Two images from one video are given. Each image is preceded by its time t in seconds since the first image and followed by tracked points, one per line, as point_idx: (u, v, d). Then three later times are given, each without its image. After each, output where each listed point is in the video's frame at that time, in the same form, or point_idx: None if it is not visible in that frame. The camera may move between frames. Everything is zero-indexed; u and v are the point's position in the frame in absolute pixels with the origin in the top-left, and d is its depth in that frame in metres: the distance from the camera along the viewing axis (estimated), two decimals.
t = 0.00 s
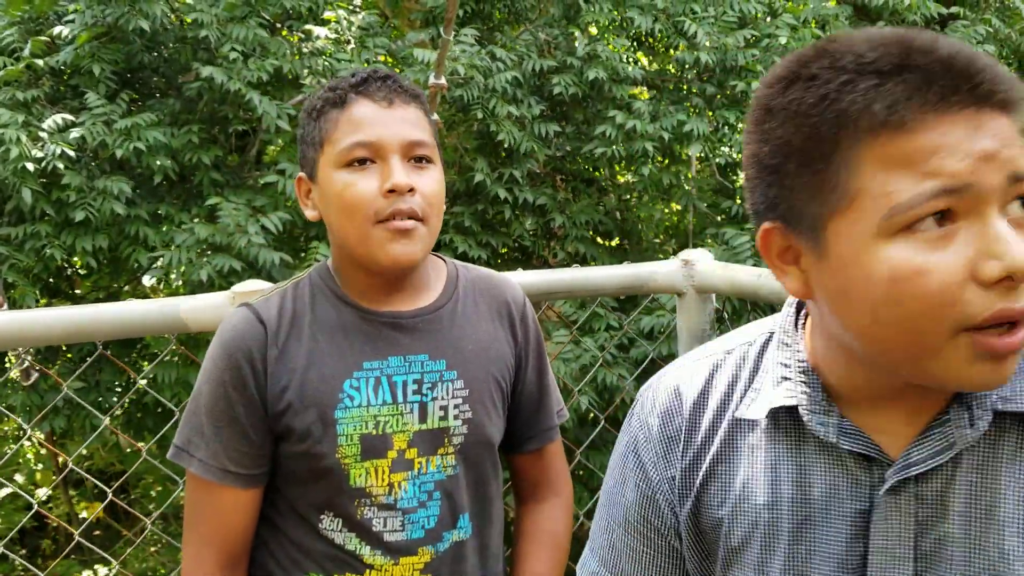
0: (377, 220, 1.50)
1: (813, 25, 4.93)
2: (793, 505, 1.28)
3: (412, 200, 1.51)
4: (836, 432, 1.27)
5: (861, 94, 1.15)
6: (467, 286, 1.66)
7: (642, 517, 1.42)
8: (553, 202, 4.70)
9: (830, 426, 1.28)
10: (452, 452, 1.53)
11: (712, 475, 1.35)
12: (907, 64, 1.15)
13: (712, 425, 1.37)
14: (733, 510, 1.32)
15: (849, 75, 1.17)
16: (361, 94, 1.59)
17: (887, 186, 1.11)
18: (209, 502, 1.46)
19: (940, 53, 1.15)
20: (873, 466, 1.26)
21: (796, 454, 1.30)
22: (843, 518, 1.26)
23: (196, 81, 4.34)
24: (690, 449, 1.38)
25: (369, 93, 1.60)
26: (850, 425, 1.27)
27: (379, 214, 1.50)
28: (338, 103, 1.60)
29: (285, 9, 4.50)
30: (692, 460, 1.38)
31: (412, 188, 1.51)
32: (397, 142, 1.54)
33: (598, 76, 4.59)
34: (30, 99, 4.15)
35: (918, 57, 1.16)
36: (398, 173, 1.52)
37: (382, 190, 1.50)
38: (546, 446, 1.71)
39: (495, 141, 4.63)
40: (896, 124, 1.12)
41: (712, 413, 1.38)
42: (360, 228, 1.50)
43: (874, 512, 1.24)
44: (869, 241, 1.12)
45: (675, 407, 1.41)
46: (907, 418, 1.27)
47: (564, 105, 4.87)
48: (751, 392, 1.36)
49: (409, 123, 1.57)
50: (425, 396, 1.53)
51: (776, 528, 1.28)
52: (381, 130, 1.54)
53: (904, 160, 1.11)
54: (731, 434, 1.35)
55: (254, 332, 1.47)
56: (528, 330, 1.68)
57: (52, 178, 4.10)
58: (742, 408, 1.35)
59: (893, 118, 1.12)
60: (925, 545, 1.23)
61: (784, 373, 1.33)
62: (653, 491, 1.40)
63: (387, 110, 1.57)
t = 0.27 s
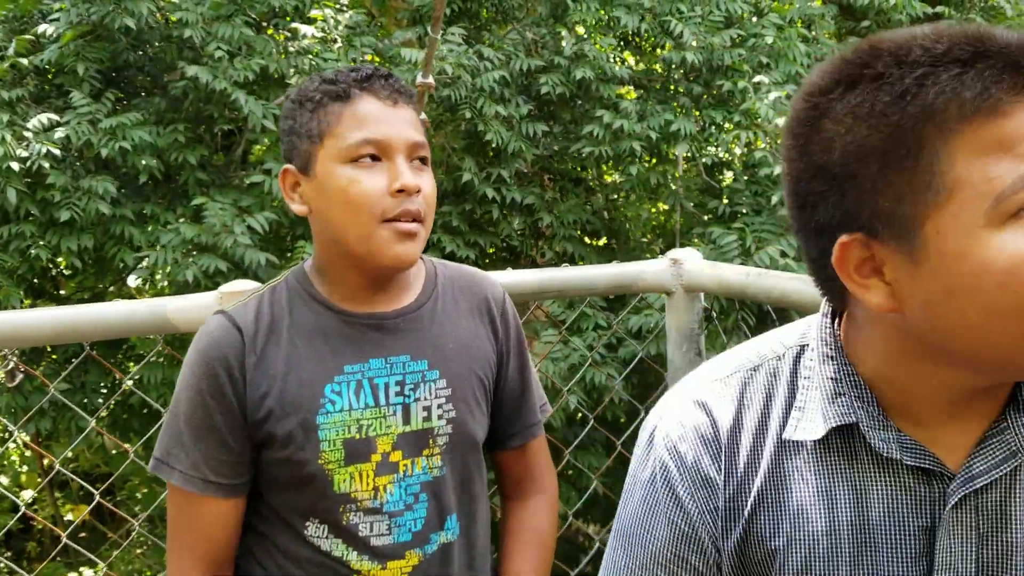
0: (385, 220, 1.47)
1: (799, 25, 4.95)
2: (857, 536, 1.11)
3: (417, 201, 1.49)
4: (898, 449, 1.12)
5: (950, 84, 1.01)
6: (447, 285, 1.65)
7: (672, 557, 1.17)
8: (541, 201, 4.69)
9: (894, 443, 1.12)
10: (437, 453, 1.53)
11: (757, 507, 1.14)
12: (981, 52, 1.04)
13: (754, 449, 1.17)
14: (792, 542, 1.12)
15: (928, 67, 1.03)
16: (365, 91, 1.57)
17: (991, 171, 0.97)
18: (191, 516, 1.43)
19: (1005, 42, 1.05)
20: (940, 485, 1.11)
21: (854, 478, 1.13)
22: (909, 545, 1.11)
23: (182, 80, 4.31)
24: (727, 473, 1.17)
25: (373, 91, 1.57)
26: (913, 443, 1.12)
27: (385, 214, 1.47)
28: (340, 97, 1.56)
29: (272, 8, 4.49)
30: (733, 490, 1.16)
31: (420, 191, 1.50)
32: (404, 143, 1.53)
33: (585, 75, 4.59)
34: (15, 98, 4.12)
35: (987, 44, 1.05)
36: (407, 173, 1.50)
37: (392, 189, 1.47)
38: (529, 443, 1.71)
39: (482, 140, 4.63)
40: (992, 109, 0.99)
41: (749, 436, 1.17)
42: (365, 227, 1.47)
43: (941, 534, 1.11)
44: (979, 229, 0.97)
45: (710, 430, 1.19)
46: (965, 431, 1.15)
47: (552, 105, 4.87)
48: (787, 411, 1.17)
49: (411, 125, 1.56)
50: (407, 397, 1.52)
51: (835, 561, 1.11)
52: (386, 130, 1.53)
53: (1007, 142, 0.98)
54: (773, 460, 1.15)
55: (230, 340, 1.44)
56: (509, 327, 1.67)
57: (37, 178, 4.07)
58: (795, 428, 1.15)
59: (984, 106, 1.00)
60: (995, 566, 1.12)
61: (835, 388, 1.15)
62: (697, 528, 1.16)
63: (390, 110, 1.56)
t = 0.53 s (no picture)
0: (346, 227, 1.48)
1: (754, 28, 5.02)
2: (751, 512, 1.29)
3: (376, 206, 1.51)
4: (791, 437, 1.29)
5: (809, 113, 1.18)
6: (399, 288, 1.65)
7: (607, 532, 1.37)
8: (502, 202, 4.70)
9: (782, 428, 1.30)
10: (393, 456, 1.52)
11: (668, 485, 1.33)
12: (843, 78, 1.19)
13: (668, 433, 1.36)
14: (695, 517, 1.31)
15: (798, 94, 1.19)
16: (318, 96, 1.57)
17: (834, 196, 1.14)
18: (143, 524, 1.42)
19: (875, 69, 1.19)
20: (825, 468, 1.28)
21: (750, 460, 1.31)
22: (796, 520, 1.28)
23: (136, 78, 4.24)
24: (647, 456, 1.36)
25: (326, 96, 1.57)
26: (805, 431, 1.30)
27: (345, 220, 1.48)
28: (293, 103, 1.55)
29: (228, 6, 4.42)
30: (648, 470, 1.36)
31: (380, 196, 1.51)
32: (361, 149, 1.54)
33: (544, 76, 4.60)
34: None
35: (859, 69, 1.20)
36: (366, 179, 1.51)
37: (352, 195, 1.48)
38: (485, 444, 1.71)
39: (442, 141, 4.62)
40: (841, 137, 1.15)
41: (665, 422, 1.37)
42: (325, 233, 1.47)
43: (825, 513, 1.27)
44: (823, 249, 1.14)
45: (631, 419, 1.39)
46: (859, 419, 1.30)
47: (512, 106, 4.87)
48: (702, 401, 1.36)
49: (365, 129, 1.57)
50: (362, 400, 1.52)
51: (733, 534, 1.28)
52: (342, 134, 1.53)
53: (853, 168, 1.14)
54: (686, 443, 1.34)
55: (180, 346, 1.43)
56: (463, 328, 1.68)
57: None
58: (700, 414, 1.35)
59: (834, 132, 1.16)
60: (879, 541, 1.26)
61: (739, 380, 1.34)
62: (618, 504, 1.36)
63: (344, 114, 1.56)
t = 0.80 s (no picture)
0: (298, 234, 1.47)
1: (720, 29, 5.07)
2: (636, 450, 1.32)
3: (327, 211, 1.49)
4: (673, 386, 1.31)
5: (656, 103, 1.25)
6: (361, 289, 1.65)
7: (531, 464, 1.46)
8: (472, 202, 4.71)
9: (670, 378, 1.32)
10: (354, 458, 1.52)
11: (580, 426, 1.39)
12: (698, 74, 1.23)
13: (584, 379, 1.42)
14: (593, 451, 1.36)
15: (659, 86, 1.26)
16: (265, 101, 1.52)
17: (654, 177, 1.22)
18: (101, 530, 1.42)
19: (736, 68, 1.22)
20: (699, 418, 1.29)
21: (643, 405, 1.34)
22: (669, 461, 1.30)
23: (101, 79, 4.20)
24: (567, 400, 1.42)
25: (273, 100, 1.53)
26: (688, 382, 1.31)
27: (297, 228, 1.46)
28: (238, 111, 1.51)
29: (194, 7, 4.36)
30: (565, 413, 1.41)
31: (332, 199, 1.49)
32: (311, 151, 1.51)
33: (513, 77, 4.61)
34: None
35: (720, 68, 1.23)
36: (318, 183, 1.49)
37: (303, 202, 1.46)
38: (452, 445, 1.71)
39: (411, 141, 4.62)
40: (669, 127, 1.21)
41: (584, 370, 1.42)
42: (278, 243, 1.46)
43: (694, 459, 1.28)
44: (645, 224, 1.23)
45: (560, 366, 1.44)
46: (728, 380, 1.29)
47: (481, 106, 4.88)
48: (622, 350, 1.41)
49: (315, 130, 1.54)
50: (322, 403, 1.51)
51: (623, 470, 1.33)
52: (291, 138, 1.50)
53: (675, 154, 1.20)
54: (601, 389, 1.40)
55: (135, 351, 1.43)
56: (427, 328, 1.68)
57: None
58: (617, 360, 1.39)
59: (667, 123, 1.21)
60: (735, 490, 1.25)
61: (648, 334, 1.38)
62: (538, 443, 1.44)
63: (293, 117, 1.53)
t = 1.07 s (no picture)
0: (269, 237, 1.46)
1: (714, 31, 5.09)
2: (598, 444, 1.46)
3: (299, 211, 1.48)
4: (629, 385, 1.45)
5: (587, 131, 1.38)
6: (348, 300, 1.65)
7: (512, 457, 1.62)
8: (468, 205, 4.71)
9: (625, 378, 1.45)
10: (342, 472, 1.52)
11: (552, 421, 1.55)
12: (621, 104, 1.37)
13: (556, 381, 1.56)
14: (564, 446, 1.51)
15: (589, 115, 1.40)
16: (226, 107, 1.53)
17: (585, 197, 1.35)
18: (90, 548, 1.43)
19: (656, 98, 1.35)
20: (652, 415, 1.43)
21: (605, 403, 1.48)
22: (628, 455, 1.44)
23: (97, 84, 4.20)
24: (540, 399, 1.57)
25: (236, 105, 1.53)
26: (641, 381, 1.44)
27: (269, 231, 1.46)
28: (201, 119, 1.52)
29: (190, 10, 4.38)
30: (538, 410, 1.57)
31: (300, 199, 1.49)
32: (277, 153, 1.51)
33: (508, 80, 4.62)
34: None
35: (643, 97, 1.37)
36: (284, 185, 1.48)
37: (270, 205, 1.46)
38: (443, 454, 1.72)
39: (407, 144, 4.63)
40: (596, 152, 1.34)
41: (555, 372, 1.57)
42: (251, 247, 1.46)
43: (649, 452, 1.41)
44: (579, 240, 1.35)
45: (534, 367, 1.59)
46: (676, 379, 1.43)
47: (476, 110, 4.90)
48: (588, 350, 1.55)
49: (281, 132, 1.54)
50: (309, 417, 1.51)
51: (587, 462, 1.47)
52: (254, 142, 1.50)
53: (602, 175, 1.32)
54: (570, 388, 1.54)
55: (117, 369, 1.43)
56: (416, 338, 1.68)
57: None
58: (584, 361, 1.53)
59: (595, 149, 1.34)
60: (685, 481, 1.38)
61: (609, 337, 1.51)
62: (517, 438, 1.60)
63: (256, 120, 1.52)
